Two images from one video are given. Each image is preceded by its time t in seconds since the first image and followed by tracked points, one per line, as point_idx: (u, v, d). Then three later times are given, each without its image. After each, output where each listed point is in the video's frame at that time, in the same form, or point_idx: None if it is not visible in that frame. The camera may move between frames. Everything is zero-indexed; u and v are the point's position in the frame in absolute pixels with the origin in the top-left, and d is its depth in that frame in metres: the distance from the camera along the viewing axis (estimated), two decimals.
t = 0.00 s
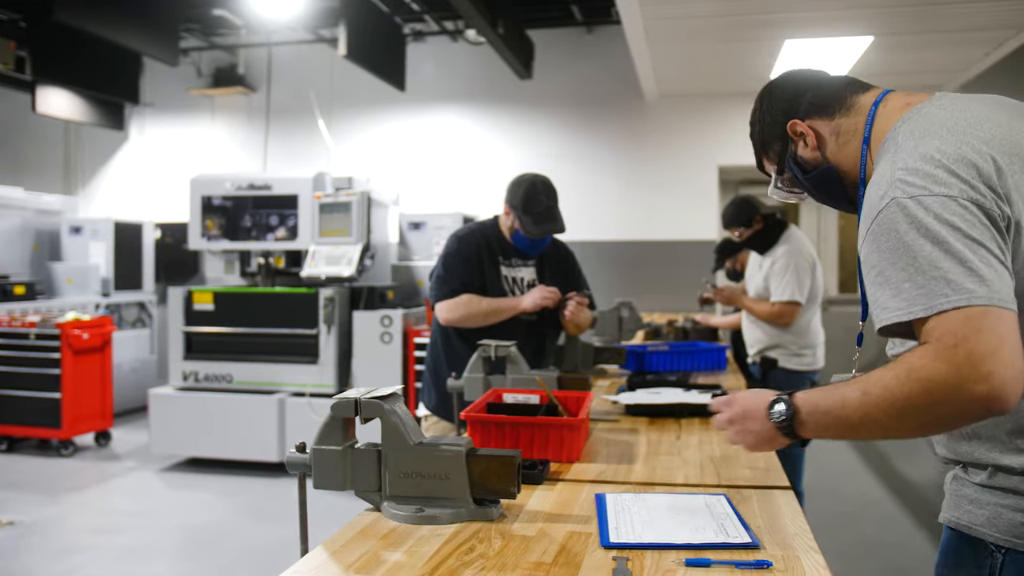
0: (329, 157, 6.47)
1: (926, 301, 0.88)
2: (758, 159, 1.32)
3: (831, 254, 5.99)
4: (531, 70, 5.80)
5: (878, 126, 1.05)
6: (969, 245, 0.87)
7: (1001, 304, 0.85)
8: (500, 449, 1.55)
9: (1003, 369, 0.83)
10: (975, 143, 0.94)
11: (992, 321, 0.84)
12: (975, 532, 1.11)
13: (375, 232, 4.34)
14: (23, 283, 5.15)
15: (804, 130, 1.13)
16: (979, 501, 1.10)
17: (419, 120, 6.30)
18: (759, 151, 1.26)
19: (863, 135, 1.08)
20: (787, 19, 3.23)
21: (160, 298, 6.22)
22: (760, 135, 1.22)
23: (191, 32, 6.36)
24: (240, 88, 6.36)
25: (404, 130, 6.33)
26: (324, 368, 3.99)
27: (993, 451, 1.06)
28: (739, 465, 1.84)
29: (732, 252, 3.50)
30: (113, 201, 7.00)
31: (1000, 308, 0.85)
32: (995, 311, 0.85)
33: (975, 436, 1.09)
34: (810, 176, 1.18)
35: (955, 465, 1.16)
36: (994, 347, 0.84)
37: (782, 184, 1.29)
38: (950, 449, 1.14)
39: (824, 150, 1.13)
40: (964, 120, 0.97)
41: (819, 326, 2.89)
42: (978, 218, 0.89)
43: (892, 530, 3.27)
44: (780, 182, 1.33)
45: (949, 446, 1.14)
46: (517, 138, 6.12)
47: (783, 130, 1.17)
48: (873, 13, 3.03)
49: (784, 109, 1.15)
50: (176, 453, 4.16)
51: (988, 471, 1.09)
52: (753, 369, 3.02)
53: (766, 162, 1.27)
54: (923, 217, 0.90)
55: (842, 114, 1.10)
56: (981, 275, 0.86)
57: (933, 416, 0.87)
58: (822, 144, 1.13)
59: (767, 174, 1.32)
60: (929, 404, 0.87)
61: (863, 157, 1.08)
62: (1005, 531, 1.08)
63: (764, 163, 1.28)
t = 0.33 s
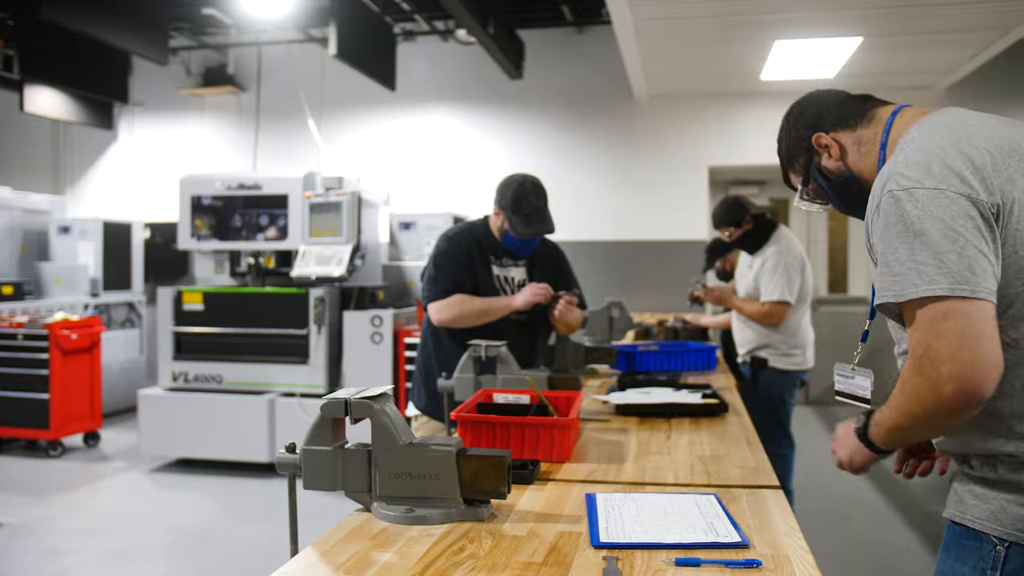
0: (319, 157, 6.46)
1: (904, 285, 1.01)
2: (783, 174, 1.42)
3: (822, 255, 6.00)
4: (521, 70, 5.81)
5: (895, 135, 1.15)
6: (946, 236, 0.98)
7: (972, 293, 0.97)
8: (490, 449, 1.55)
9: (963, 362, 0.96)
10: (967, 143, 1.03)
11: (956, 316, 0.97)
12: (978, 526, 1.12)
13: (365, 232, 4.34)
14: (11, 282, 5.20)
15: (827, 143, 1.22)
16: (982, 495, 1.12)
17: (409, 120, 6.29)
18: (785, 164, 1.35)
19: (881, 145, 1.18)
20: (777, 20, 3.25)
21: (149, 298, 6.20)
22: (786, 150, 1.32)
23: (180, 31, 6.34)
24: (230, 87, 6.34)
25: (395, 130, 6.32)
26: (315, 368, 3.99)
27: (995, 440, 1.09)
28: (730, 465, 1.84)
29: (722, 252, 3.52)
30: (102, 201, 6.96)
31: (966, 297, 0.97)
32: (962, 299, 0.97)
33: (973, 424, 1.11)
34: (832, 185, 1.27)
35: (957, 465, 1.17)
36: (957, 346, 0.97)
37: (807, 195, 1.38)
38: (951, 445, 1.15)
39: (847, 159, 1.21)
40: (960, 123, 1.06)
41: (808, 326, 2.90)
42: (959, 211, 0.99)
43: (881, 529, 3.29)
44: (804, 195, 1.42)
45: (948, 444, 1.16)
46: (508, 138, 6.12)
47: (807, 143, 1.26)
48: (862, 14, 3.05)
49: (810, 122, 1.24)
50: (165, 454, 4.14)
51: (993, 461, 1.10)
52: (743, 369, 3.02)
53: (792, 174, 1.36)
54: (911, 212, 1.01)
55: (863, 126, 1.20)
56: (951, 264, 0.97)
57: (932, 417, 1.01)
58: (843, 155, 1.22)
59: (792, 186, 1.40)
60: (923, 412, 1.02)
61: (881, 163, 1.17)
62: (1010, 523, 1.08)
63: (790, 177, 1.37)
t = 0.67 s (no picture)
0: (310, 157, 6.45)
1: (887, 296, 1.13)
2: (794, 203, 1.50)
3: (811, 256, 6.02)
4: (512, 70, 5.81)
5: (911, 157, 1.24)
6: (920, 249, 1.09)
7: (940, 305, 1.07)
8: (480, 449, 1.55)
9: (927, 377, 1.09)
10: (950, 164, 1.12)
11: (918, 336, 1.09)
12: (1001, 522, 1.12)
13: (357, 232, 4.34)
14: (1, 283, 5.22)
15: (848, 166, 1.31)
16: (1004, 492, 1.12)
17: (400, 121, 6.29)
18: (799, 189, 1.43)
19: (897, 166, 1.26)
20: (769, 20, 3.26)
21: (138, 298, 6.20)
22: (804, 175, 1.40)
23: (170, 30, 6.31)
24: (221, 87, 6.33)
25: (386, 129, 6.32)
26: (306, 368, 3.98)
27: (1010, 435, 1.12)
28: (720, 464, 1.85)
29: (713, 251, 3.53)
30: (92, 201, 6.93)
31: (931, 313, 1.08)
32: (931, 311, 1.08)
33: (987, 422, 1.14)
34: (849, 208, 1.35)
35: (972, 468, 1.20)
36: (924, 364, 1.09)
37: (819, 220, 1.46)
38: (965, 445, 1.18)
39: (867, 182, 1.29)
40: (948, 146, 1.15)
41: (799, 326, 2.91)
42: (933, 225, 1.09)
43: (871, 528, 3.31)
44: (814, 221, 1.50)
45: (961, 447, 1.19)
46: (499, 138, 6.12)
47: (827, 167, 1.35)
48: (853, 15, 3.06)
49: (830, 147, 1.34)
50: (155, 455, 4.13)
51: (1010, 457, 1.13)
52: (734, 369, 3.03)
53: (805, 198, 1.44)
54: (891, 231, 1.13)
55: (880, 152, 1.29)
56: (924, 276, 1.08)
57: (920, 431, 1.13)
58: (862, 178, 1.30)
59: (806, 213, 1.48)
60: (910, 427, 1.14)
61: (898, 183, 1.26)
62: None
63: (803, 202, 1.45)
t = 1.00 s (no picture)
0: (300, 157, 6.43)
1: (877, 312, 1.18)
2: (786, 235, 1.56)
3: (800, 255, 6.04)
4: (502, 70, 5.81)
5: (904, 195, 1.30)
6: (901, 264, 1.15)
7: (919, 319, 1.13)
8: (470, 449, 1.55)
9: (901, 392, 1.14)
10: (927, 187, 1.19)
11: (893, 352, 1.14)
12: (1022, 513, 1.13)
13: (347, 231, 4.33)
14: None
15: (846, 203, 1.37)
16: None
17: (391, 121, 6.28)
18: (795, 222, 1.49)
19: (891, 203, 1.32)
20: (759, 21, 3.27)
21: (128, 298, 6.18)
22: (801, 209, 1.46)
23: (159, 29, 6.27)
24: (210, 86, 6.31)
25: (376, 129, 6.31)
26: (297, 368, 3.97)
27: None
28: (710, 464, 1.85)
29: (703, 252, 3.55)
30: (81, 201, 6.89)
31: (909, 328, 1.13)
32: (911, 324, 1.13)
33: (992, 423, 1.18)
34: (845, 242, 1.41)
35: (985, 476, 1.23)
36: (900, 383, 1.14)
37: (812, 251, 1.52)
38: (977, 449, 1.22)
39: (863, 218, 1.35)
40: (928, 174, 1.22)
41: (788, 325, 2.92)
42: (913, 241, 1.15)
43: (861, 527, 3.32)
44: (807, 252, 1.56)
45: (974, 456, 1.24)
46: (489, 138, 6.12)
47: (825, 203, 1.41)
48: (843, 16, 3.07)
49: (827, 184, 1.40)
50: (144, 456, 4.11)
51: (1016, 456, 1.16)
52: (724, 369, 3.03)
53: (801, 231, 1.50)
54: (874, 252, 1.19)
55: (874, 187, 1.35)
56: (907, 289, 1.13)
57: (900, 445, 1.18)
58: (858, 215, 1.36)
59: (799, 246, 1.54)
60: (891, 441, 1.19)
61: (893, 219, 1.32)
62: None
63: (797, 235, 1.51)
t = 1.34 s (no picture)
0: (290, 156, 6.42)
1: (871, 332, 1.21)
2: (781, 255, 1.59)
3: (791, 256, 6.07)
4: (493, 70, 5.81)
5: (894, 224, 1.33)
6: (892, 282, 1.18)
7: (913, 336, 1.16)
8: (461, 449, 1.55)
9: (890, 408, 1.17)
10: (912, 207, 1.23)
11: (884, 369, 1.17)
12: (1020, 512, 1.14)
13: (338, 231, 4.33)
14: None
15: (838, 233, 1.40)
16: None
17: (382, 121, 6.27)
18: (789, 246, 1.52)
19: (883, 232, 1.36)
20: (750, 22, 3.27)
21: (119, 299, 6.16)
22: (794, 235, 1.49)
23: (149, 28, 6.23)
24: (200, 85, 6.29)
25: (367, 130, 6.30)
26: (287, 369, 3.97)
27: None
28: (701, 463, 1.85)
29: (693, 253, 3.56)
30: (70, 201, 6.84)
31: (901, 345, 1.16)
32: (904, 342, 1.16)
33: (994, 432, 1.20)
34: (837, 271, 1.45)
35: (989, 486, 1.25)
36: (889, 402, 1.17)
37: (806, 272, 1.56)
38: (981, 460, 1.24)
39: (855, 247, 1.39)
40: (912, 195, 1.27)
41: (778, 325, 2.93)
42: (901, 259, 1.19)
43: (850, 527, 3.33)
44: (801, 273, 1.60)
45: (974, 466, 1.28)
46: (481, 138, 6.12)
47: (818, 230, 1.44)
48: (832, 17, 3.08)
49: (821, 213, 1.43)
50: (134, 457, 4.09)
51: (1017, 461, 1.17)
52: (715, 369, 3.04)
53: (795, 254, 1.54)
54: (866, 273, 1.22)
55: (865, 214, 1.38)
56: (900, 306, 1.16)
57: (886, 462, 1.21)
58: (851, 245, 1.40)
59: (793, 267, 1.58)
60: (878, 457, 1.22)
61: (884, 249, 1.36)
62: None
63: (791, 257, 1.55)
